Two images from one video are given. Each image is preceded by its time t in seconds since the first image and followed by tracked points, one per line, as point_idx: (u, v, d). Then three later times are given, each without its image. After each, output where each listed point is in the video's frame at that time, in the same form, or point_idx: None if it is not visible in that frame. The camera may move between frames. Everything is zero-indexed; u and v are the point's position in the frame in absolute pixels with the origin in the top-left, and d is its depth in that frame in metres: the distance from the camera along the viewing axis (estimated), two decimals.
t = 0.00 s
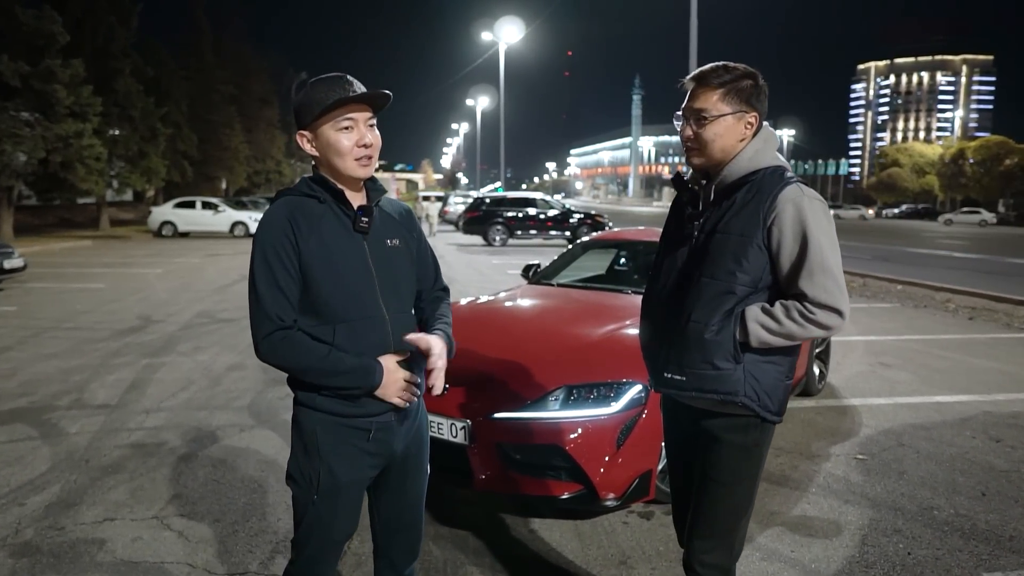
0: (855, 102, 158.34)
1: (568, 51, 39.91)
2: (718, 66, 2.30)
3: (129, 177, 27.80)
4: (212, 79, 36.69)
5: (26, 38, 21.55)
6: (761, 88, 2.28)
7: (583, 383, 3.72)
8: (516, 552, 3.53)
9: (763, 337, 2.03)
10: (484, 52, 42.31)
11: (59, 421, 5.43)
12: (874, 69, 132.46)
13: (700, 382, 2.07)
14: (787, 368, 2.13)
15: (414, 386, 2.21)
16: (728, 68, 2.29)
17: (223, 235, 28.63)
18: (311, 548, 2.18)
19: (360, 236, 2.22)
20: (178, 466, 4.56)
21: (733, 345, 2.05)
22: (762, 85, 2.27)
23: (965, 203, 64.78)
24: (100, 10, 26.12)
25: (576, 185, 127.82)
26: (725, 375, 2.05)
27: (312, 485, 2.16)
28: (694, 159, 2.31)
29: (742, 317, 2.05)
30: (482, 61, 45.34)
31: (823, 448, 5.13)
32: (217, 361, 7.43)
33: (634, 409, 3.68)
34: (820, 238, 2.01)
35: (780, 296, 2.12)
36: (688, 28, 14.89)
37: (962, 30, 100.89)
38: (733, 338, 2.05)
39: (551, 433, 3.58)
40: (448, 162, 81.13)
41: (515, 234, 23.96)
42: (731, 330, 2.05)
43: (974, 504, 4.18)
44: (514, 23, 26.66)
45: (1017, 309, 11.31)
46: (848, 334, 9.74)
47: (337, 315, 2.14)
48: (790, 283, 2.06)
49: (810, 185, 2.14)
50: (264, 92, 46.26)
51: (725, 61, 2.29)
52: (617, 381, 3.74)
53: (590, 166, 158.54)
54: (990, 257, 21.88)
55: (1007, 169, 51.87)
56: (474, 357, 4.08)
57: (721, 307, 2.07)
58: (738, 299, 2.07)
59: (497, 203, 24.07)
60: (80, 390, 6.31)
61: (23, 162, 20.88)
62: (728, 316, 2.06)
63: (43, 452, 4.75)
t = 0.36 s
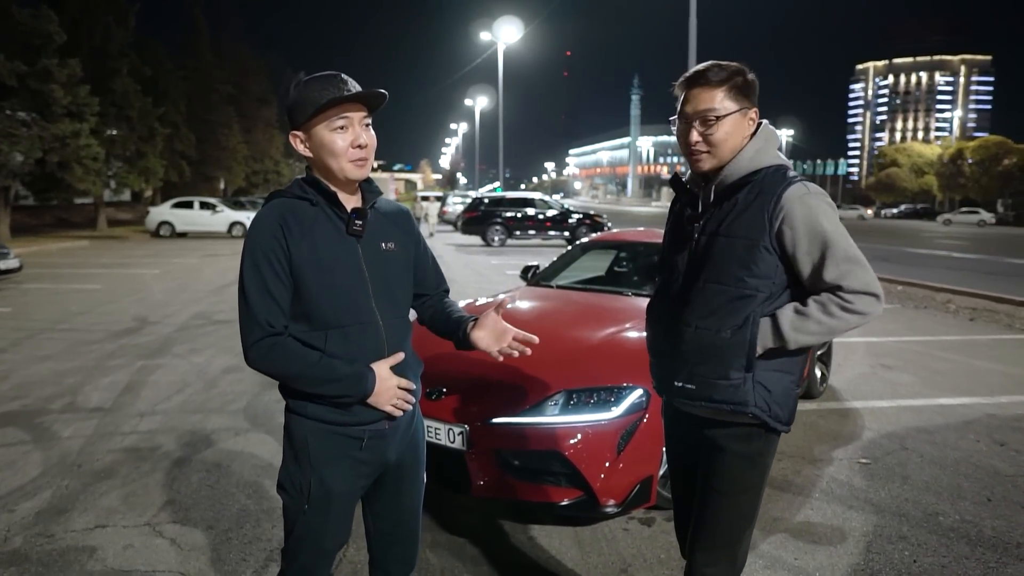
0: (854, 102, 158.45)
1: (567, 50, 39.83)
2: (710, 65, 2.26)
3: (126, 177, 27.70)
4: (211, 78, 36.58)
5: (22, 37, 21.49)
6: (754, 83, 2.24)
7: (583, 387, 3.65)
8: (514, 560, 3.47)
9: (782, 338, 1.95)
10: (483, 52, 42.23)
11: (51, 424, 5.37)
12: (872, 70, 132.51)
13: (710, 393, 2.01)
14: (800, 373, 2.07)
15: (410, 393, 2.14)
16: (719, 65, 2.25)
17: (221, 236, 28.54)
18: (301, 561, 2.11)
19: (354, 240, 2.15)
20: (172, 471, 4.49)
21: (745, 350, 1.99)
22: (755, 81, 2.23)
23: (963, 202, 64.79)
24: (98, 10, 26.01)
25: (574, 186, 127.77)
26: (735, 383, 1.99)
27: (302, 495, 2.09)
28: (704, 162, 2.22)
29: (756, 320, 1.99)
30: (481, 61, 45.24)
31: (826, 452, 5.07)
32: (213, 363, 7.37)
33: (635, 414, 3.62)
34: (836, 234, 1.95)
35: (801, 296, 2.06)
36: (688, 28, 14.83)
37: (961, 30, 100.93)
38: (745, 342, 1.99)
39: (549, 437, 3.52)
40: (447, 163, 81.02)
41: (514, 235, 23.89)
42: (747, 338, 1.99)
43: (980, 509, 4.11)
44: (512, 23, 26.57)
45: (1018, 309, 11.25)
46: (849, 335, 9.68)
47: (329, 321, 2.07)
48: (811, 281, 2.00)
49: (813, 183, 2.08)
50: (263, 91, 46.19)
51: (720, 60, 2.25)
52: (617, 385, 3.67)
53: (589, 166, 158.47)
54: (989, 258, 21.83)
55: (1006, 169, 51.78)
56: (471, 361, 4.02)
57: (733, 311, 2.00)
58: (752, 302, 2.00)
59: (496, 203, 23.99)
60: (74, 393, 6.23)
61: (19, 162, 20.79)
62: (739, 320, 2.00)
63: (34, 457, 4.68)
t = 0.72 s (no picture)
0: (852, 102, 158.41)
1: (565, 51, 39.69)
2: (711, 65, 2.21)
3: (124, 178, 27.62)
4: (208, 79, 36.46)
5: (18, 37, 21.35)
6: (756, 83, 2.21)
7: (583, 395, 3.59)
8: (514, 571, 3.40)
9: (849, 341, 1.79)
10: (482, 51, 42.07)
11: (43, 430, 5.28)
12: (871, 70, 132.38)
13: (733, 409, 1.96)
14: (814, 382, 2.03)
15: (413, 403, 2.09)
16: (720, 66, 2.21)
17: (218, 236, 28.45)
18: None
19: (348, 247, 2.09)
20: (165, 478, 4.42)
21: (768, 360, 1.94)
22: (757, 80, 2.20)
23: (960, 203, 64.90)
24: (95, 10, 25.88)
25: (573, 186, 127.63)
26: (755, 397, 1.94)
27: (297, 511, 2.02)
28: (721, 164, 2.13)
29: (779, 327, 1.94)
30: (479, 61, 45.07)
31: (828, 458, 5.01)
32: (210, 367, 7.29)
33: (636, 422, 3.56)
34: (859, 232, 1.92)
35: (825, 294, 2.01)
36: (687, 28, 14.76)
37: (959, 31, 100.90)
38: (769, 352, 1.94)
39: (550, 446, 3.46)
40: (445, 163, 80.90)
41: (512, 236, 23.81)
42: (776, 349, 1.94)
43: (986, 517, 4.06)
44: (511, 23, 26.46)
45: (1019, 311, 11.19)
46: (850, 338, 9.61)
47: (323, 330, 2.01)
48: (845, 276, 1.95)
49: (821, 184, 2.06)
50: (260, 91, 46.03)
51: (724, 60, 2.21)
52: (618, 393, 3.61)
53: (588, 166, 158.33)
54: (989, 259, 21.75)
55: (1004, 170, 51.66)
56: (470, 367, 3.95)
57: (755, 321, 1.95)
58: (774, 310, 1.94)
59: (494, 204, 23.92)
60: (68, 397, 6.16)
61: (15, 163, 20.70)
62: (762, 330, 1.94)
63: (26, 464, 4.61)
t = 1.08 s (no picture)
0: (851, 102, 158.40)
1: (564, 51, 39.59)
2: (725, 60, 2.17)
3: (121, 179, 27.53)
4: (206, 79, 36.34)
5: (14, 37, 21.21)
6: (769, 82, 2.18)
7: (582, 402, 3.52)
8: None
9: (771, 291, 1.85)
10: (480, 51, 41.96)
11: (35, 436, 5.21)
12: (870, 70, 132.31)
13: (750, 424, 1.93)
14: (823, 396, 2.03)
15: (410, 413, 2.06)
16: (733, 61, 2.17)
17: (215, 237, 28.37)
18: None
19: (338, 256, 2.02)
20: (158, 486, 4.35)
21: (791, 375, 1.95)
22: (771, 78, 2.16)
23: (958, 203, 64.90)
24: (92, 10, 25.74)
25: (571, 186, 127.58)
26: (771, 412, 1.93)
27: (283, 531, 1.95)
28: (732, 162, 2.11)
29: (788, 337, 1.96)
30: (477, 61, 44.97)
31: (830, 463, 4.95)
32: (205, 370, 7.23)
33: (635, 430, 3.50)
34: (862, 254, 1.97)
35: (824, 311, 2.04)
36: (687, 29, 14.71)
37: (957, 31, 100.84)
38: (788, 366, 1.95)
39: (550, 454, 3.39)
40: (444, 163, 80.77)
41: (510, 236, 23.75)
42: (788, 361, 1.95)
43: (991, 525, 3.99)
44: (509, 23, 26.37)
45: (1019, 313, 11.13)
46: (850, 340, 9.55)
47: (310, 344, 1.95)
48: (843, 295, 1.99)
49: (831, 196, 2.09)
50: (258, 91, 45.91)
51: (737, 56, 2.18)
52: (617, 400, 3.55)
53: (586, 166, 158.22)
54: (988, 259, 21.70)
55: (1002, 171, 51.58)
56: (467, 373, 3.88)
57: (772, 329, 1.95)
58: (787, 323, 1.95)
59: (493, 205, 23.86)
60: (61, 402, 6.09)
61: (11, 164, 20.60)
62: (776, 340, 1.95)
63: (16, 471, 4.54)
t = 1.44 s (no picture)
0: (850, 103, 158.42)
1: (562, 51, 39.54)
2: (699, 60, 2.18)
3: (119, 179, 27.45)
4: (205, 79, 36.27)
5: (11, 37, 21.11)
6: (744, 81, 2.19)
7: (582, 407, 3.46)
8: None
9: (761, 287, 1.91)
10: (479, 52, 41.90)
11: (28, 440, 5.15)
12: (869, 70, 132.37)
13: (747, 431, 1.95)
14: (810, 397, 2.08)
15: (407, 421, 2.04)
16: (707, 60, 2.17)
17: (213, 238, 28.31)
18: None
19: (330, 263, 1.96)
20: (151, 492, 4.28)
21: (788, 380, 1.98)
22: (746, 80, 2.17)
23: (957, 203, 64.93)
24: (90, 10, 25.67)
25: (571, 186, 127.49)
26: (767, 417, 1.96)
27: (273, 548, 1.89)
28: (708, 164, 2.12)
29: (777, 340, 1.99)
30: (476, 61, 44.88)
31: (833, 468, 4.88)
32: (201, 372, 7.16)
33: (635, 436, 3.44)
34: (845, 254, 2.02)
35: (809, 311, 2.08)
36: (686, 29, 14.68)
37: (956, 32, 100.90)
38: (782, 370, 1.98)
39: (550, 461, 3.32)
40: (443, 164, 80.69)
41: (509, 237, 23.69)
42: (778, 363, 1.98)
43: (996, 531, 3.94)
44: (508, 23, 26.31)
45: (1020, 314, 11.09)
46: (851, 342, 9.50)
47: (302, 354, 1.89)
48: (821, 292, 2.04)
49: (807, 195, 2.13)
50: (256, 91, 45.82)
51: (711, 56, 2.18)
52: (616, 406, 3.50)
53: (585, 167, 158.20)
54: (988, 260, 21.69)
55: (1000, 171, 51.56)
56: (464, 378, 3.82)
57: (765, 334, 1.98)
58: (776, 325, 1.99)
59: (492, 205, 23.81)
60: (55, 405, 6.03)
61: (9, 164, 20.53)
62: (769, 344, 1.98)
63: (7, 477, 4.47)
